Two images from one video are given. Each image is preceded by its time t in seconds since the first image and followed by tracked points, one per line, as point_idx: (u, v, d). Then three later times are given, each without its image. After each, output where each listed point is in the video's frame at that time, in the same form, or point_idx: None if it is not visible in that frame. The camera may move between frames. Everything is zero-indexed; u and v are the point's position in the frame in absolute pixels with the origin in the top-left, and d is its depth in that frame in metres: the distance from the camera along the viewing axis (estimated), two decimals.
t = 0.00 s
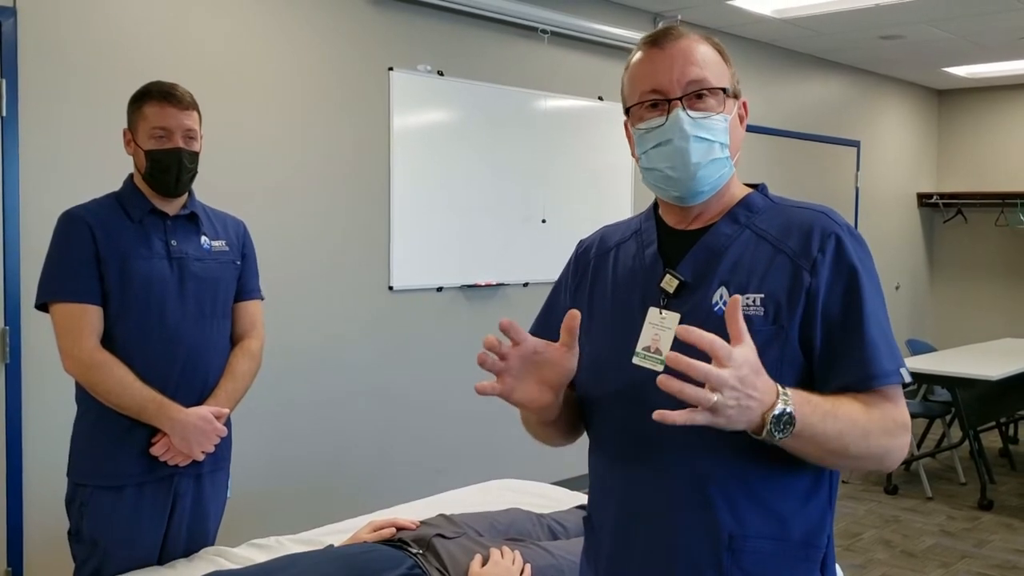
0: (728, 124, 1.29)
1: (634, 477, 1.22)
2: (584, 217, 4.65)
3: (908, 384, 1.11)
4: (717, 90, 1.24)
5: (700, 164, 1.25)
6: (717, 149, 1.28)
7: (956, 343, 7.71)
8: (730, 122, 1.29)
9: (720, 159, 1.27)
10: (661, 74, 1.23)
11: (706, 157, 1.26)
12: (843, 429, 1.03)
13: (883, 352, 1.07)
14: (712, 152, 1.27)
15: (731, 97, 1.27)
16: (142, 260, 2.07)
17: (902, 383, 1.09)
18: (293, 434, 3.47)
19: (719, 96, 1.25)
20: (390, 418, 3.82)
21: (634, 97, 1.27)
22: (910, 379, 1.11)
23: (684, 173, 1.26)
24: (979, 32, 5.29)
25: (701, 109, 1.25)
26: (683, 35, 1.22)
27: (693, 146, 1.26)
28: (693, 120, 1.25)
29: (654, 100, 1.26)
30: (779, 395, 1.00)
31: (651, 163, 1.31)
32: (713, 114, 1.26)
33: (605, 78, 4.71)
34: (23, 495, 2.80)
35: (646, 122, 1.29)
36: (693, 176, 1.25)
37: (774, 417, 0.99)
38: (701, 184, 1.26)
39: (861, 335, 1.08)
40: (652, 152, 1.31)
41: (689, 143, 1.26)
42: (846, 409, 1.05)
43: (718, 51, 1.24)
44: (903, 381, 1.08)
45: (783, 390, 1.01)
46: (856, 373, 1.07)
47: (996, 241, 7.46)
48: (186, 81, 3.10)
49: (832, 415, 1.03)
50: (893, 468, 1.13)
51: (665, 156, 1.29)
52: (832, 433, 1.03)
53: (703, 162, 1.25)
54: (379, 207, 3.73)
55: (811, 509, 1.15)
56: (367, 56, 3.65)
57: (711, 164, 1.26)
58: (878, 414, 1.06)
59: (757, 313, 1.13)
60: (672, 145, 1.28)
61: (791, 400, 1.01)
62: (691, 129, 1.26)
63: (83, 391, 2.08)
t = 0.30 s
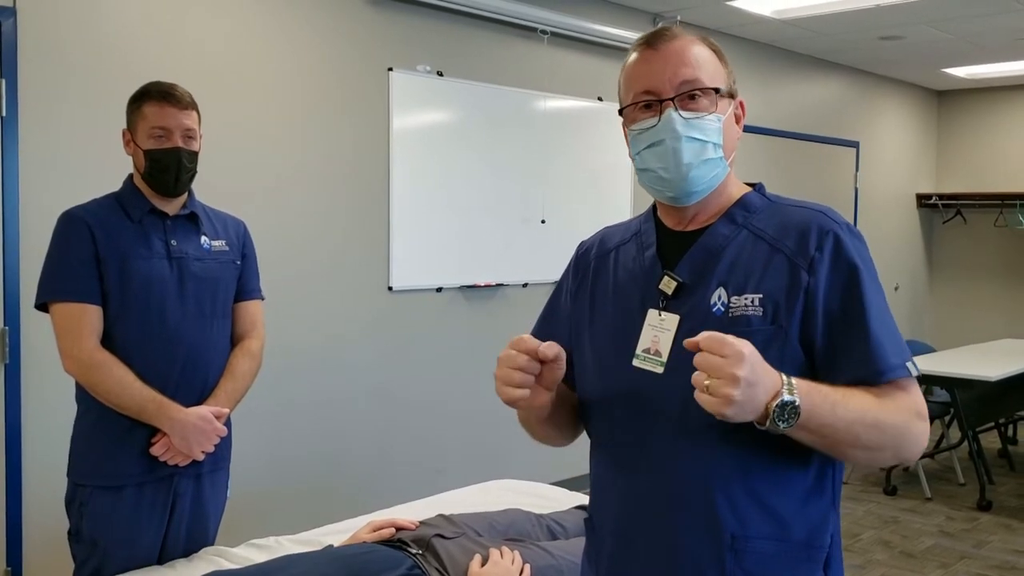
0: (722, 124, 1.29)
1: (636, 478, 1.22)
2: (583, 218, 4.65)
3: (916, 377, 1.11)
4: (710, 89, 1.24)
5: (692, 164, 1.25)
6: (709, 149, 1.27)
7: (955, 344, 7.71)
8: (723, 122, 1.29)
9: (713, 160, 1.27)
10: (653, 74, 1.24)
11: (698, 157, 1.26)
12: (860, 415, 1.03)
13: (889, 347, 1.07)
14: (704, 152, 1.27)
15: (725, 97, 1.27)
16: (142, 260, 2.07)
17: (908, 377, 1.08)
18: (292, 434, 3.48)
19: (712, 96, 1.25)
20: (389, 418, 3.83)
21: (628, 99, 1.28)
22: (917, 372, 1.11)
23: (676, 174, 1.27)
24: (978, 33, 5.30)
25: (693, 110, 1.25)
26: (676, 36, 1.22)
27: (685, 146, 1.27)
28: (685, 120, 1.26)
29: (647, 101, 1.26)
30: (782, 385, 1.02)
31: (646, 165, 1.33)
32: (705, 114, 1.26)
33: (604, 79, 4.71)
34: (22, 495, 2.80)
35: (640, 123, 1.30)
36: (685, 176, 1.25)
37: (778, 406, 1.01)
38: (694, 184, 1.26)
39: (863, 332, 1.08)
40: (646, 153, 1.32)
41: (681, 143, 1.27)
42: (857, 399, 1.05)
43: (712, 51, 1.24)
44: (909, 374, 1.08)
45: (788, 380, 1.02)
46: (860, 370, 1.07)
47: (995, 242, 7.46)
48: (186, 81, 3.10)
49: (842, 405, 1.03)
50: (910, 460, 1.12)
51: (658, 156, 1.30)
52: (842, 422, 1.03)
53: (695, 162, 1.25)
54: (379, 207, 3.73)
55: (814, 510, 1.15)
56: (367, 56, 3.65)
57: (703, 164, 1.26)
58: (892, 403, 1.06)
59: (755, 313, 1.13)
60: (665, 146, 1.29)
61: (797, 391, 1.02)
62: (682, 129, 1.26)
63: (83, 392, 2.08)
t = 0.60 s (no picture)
0: (759, 150, 1.25)
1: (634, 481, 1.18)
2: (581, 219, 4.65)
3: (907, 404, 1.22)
4: (759, 113, 1.21)
5: (716, 182, 1.21)
6: (739, 172, 1.23)
7: (952, 345, 7.73)
8: (761, 147, 1.25)
9: (739, 184, 1.23)
10: (711, 78, 1.19)
11: (725, 176, 1.21)
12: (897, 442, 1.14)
13: (900, 379, 1.17)
14: (733, 174, 1.22)
15: (771, 125, 1.24)
16: (138, 260, 2.07)
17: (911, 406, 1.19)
18: (291, 434, 3.47)
19: (758, 119, 1.22)
20: (387, 419, 3.82)
21: (676, 93, 1.24)
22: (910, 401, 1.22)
23: (699, 186, 1.23)
24: (977, 34, 5.30)
25: (736, 128, 1.22)
26: (747, 45, 1.18)
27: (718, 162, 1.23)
28: (726, 136, 1.22)
29: (696, 102, 1.23)
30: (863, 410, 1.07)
31: (670, 165, 1.29)
32: (746, 136, 1.23)
33: (603, 80, 4.71)
34: (21, 496, 2.79)
35: (682, 121, 1.26)
36: (707, 191, 1.22)
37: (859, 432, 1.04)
38: (713, 201, 1.23)
39: (882, 364, 1.16)
40: (676, 154, 1.28)
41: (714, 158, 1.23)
42: (891, 424, 1.14)
43: (774, 73, 1.20)
44: (914, 404, 1.18)
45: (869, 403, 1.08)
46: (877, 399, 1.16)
47: (993, 244, 7.48)
48: (186, 82, 3.10)
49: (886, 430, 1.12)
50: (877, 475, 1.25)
51: (686, 162, 1.26)
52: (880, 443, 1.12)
53: (723, 181, 1.21)
54: (378, 208, 3.73)
55: (811, 513, 1.17)
56: (367, 57, 3.66)
57: (729, 185, 1.22)
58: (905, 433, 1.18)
59: (780, 331, 1.14)
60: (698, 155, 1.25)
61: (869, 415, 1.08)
62: (720, 144, 1.22)
63: (79, 392, 2.07)
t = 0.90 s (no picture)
0: (777, 157, 1.25)
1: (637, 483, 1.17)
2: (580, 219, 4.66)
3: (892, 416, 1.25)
4: (781, 121, 1.21)
5: (736, 189, 1.20)
6: (757, 180, 1.23)
7: (951, 346, 7.73)
8: (780, 156, 1.25)
9: (757, 192, 1.23)
10: (738, 83, 1.18)
11: (746, 184, 1.21)
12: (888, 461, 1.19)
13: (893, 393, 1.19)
14: (752, 181, 1.22)
15: (791, 133, 1.24)
16: (135, 260, 2.07)
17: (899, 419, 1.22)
18: (290, 435, 3.47)
19: (780, 128, 1.22)
20: (387, 420, 3.82)
21: (700, 96, 1.22)
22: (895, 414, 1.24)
23: (719, 192, 1.21)
24: (977, 35, 5.30)
25: (757, 135, 1.22)
26: (775, 52, 1.17)
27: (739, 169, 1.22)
28: (748, 143, 1.22)
29: (720, 106, 1.21)
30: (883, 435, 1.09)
31: (689, 167, 1.27)
32: (767, 144, 1.23)
33: (602, 80, 4.71)
34: (20, 495, 2.79)
35: (704, 124, 1.24)
36: (727, 197, 1.21)
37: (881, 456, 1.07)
38: (731, 207, 1.22)
39: (879, 377, 1.19)
40: (695, 157, 1.26)
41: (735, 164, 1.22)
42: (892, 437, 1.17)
43: (798, 82, 1.20)
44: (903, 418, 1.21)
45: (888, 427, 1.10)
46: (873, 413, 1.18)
47: (992, 245, 7.48)
48: (185, 82, 3.10)
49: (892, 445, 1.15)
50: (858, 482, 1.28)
51: (705, 166, 1.24)
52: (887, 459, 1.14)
53: (744, 188, 1.21)
54: (378, 208, 3.73)
55: (807, 514, 1.18)
56: (367, 58, 3.66)
57: (749, 193, 1.22)
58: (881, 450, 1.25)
59: (788, 340, 1.15)
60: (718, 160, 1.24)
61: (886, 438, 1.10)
62: (742, 151, 1.22)
63: (75, 392, 2.07)
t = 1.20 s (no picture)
0: (751, 145, 1.26)
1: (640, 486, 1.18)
2: (580, 219, 4.66)
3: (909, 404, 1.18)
4: (749, 109, 1.21)
5: (714, 181, 1.22)
6: (734, 170, 1.25)
7: (951, 346, 7.73)
8: (753, 143, 1.26)
9: (735, 181, 1.24)
10: (695, 79, 1.19)
11: (722, 175, 1.22)
12: (886, 455, 1.09)
13: (896, 381, 1.13)
14: (728, 172, 1.24)
15: (760, 118, 1.24)
16: (132, 260, 2.07)
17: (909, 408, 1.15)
18: (290, 435, 3.47)
19: (749, 115, 1.22)
20: (386, 420, 3.82)
21: (662, 98, 1.24)
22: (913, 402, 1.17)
23: (697, 188, 1.23)
24: (977, 36, 5.30)
25: (728, 125, 1.22)
26: (726, 42, 1.18)
27: (713, 162, 1.23)
28: (718, 135, 1.23)
29: (684, 104, 1.22)
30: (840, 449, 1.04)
31: (665, 169, 1.29)
32: (739, 133, 1.23)
33: (601, 81, 4.71)
34: (19, 495, 2.79)
35: (671, 125, 1.26)
36: (707, 191, 1.22)
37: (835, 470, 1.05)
38: (713, 201, 1.23)
39: (877, 364, 1.12)
40: (669, 158, 1.28)
41: (709, 158, 1.24)
42: (886, 443, 1.10)
43: (756, 66, 1.20)
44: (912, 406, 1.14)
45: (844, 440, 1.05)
46: (873, 404, 1.12)
47: (992, 245, 7.48)
48: (184, 82, 3.10)
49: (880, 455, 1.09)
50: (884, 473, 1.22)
51: (681, 165, 1.26)
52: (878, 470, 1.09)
53: (720, 180, 1.22)
54: (377, 208, 3.73)
55: (814, 517, 1.17)
56: (366, 58, 3.66)
57: (727, 183, 1.23)
58: (902, 432, 1.14)
59: (774, 337, 1.13)
60: (691, 156, 1.25)
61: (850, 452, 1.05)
62: (713, 143, 1.23)
63: (72, 392, 2.08)
